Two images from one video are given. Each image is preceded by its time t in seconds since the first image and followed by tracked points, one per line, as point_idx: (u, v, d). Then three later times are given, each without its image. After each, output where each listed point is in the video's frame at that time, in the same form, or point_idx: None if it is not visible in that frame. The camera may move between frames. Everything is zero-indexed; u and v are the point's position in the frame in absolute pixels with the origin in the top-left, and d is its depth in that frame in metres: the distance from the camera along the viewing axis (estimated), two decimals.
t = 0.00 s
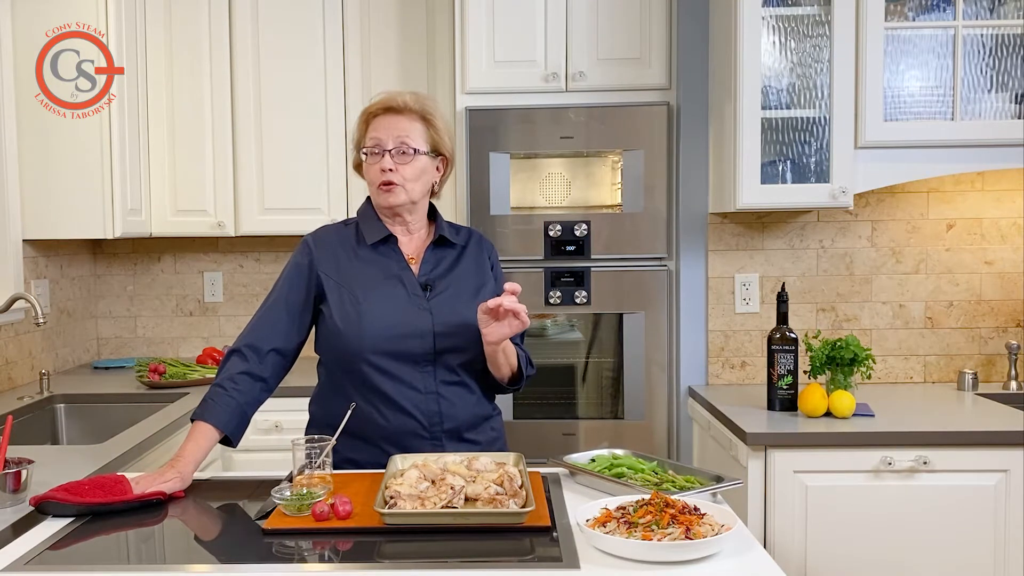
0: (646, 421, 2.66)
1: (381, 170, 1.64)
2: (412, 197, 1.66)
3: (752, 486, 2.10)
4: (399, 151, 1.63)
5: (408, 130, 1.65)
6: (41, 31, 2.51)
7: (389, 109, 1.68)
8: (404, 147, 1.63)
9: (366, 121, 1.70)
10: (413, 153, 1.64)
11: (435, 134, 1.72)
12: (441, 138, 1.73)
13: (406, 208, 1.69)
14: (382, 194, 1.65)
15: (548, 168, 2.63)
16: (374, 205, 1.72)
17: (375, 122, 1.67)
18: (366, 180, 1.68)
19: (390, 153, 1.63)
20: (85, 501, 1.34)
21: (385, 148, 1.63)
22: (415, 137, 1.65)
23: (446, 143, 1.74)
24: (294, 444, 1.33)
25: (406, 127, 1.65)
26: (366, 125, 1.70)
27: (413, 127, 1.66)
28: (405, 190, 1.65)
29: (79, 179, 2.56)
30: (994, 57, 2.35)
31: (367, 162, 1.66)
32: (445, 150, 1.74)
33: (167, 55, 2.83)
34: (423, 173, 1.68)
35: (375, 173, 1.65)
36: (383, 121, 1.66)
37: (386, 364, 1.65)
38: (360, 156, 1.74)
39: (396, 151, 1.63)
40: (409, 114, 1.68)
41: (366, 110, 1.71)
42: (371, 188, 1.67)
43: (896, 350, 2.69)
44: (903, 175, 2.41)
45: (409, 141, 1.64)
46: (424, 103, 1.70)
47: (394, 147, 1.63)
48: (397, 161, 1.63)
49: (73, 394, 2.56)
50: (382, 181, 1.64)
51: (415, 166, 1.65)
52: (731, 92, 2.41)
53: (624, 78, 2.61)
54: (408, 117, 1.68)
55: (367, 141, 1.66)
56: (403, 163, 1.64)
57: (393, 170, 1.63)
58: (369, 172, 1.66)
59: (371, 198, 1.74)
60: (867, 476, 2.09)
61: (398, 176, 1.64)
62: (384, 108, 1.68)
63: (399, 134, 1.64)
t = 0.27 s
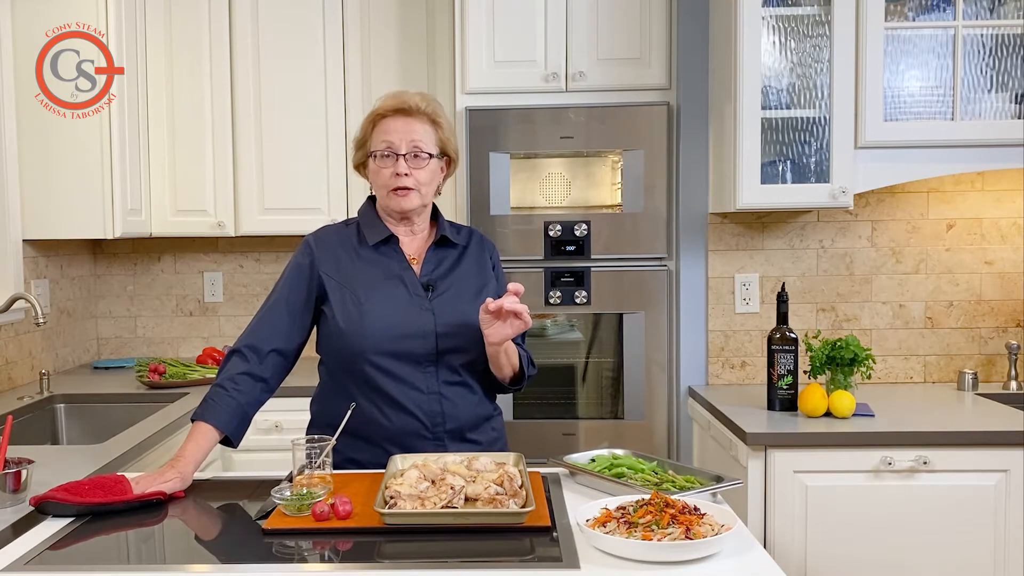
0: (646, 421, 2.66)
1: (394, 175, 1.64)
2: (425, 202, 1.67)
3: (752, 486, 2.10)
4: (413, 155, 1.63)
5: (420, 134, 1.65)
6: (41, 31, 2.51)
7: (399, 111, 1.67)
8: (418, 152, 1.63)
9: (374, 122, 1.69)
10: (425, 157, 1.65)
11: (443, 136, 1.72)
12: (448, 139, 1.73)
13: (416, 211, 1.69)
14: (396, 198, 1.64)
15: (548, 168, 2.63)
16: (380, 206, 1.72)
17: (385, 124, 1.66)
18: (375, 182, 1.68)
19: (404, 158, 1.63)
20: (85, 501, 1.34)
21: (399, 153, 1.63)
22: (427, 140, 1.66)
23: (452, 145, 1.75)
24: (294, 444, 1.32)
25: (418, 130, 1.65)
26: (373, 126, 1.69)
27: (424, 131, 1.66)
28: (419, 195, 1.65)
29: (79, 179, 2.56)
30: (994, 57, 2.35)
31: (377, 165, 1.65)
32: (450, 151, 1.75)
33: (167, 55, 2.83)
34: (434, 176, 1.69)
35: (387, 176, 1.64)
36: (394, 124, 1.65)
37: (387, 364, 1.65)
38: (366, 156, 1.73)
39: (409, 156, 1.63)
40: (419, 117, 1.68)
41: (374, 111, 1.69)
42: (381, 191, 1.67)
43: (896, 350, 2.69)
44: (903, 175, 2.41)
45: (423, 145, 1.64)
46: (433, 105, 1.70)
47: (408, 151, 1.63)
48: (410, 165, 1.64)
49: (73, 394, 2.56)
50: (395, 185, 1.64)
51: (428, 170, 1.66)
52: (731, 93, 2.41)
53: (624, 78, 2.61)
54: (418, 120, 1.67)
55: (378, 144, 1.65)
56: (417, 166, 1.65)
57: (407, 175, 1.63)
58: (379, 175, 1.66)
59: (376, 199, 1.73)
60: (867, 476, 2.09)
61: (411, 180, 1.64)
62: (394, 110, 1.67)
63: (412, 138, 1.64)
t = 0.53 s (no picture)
0: (646, 421, 2.66)
1: (393, 182, 1.63)
2: (423, 206, 1.67)
3: (752, 486, 2.10)
4: (411, 162, 1.63)
5: (419, 139, 1.64)
6: (41, 31, 2.51)
7: (397, 117, 1.64)
8: (416, 158, 1.63)
9: (372, 127, 1.66)
10: (424, 163, 1.64)
11: (442, 138, 1.70)
12: (448, 141, 1.72)
13: (416, 216, 1.70)
14: (396, 204, 1.64)
15: (548, 168, 2.63)
16: (379, 209, 1.72)
17: (384, 130, 1.64)
18: (374, 186, 1.68)
19: (403, 164, 1.63)
20: (85, 501, 1.34)
21: (397, 160, 1.62)
22: (425, 146, 1.64)
23: (452, 146, 1.73)
24: (294, 444, 1.32)
25: (416, 136, 1.64)
26: (372, 130, 1.67)
27: (422, 136, 1.65)
28: (418, 201, 1.65)
29: (79, 179, 2.56)
30: (994, 57, 2.35)
31: (376, 171, 1.65)
32: (450, 152, 1.74)
33: (167, 55, 2.83)
34: (433, 180, 1.69)
35: (386, 183, 1.64)
36: (392, 131, 1.63)
37: (387, 364, 1.65)
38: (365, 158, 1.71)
39: (408, 163, 1.63)
40: (417, 121, 1.66)
41: (371, 115, 1.66)
42: (380, 196, 1.67)
43: (896, 350, 2.69)
44: (903, 175, 2.41)
45: (422, 150, 1.63)
46: (432, 106, 1.68)
47: (407, 159, 1.62)
48: (408, 172, 1.63)
49: (73, 394, 2.56)
50: (394, 192, 1.64)
51: (427, 175, 1.66)
52: (731, 93, 2.41)
53: (624, 78, 2.61)
54: (417, 124, 1.65)
55: (376, 150, 1.64)
56: (416, 172, 1.64)
57: (406, 182, 1.63)
58: (378, 181, 1.66)
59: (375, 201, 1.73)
60: (867, 476, 2.09)
61: (410, 187, 1.64)
62: (392, 117, 1.64)
63: (411, 145, 1.62)
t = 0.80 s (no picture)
0: (646, 422, 2.66)
1: (390, 185, 1.63)
2: (420, 210, 1.68)
3: (752, 486, 2.10)
4: (408, 166, 1.63)
5: (416, 143, 1.63)
6: (41, 31, 2.51)
7: (394, 120, 1.64)
8: (413, 162, 1.62)
9: (370, 130, 1.66)
10: (421, 166, 1.64)
11: (439, 141, 1.70)
12: (445, 143, 1.71)
13: (412, 219, 1.70)
14: (392, 208, 1.65)
15: (548, 169, 2.63)
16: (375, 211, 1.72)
17: (381, 133, 1.64)
18: (371, 189, 1.68)
19: (399, 168, 1.62)
20: (85, 501, 1.34)
21: (394, 164, 1.62)
22: (423, 150, 1.64)
23: (449, 147, 1.73)
24: (294, 445, 1.32)
25: (414, 140, 1.63)
26: (369, 133, 1.66)
27: (420, 140, 1.64)
28: (414, 205, 1.66)
29: (79, 179, 2.56)
30: (994, 57, 2.35)
31: (373, 174, 1.65)
32: (447, 155, 1.74)
33: (167, 55, 2.83)
34: (430, 183, 1.68)
35: (383, 186, 1.64)
36: (389, 134, 1.62)
37: (385, 364, 1.65)
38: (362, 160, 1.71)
39: (405, 167, 1.62)
40: (415, 125, 1.65)
41: (368, 118, 1.66)
42: (377, 198, 1.67)
43: (896, 350, 2.69)
44: (903, 175, 2.41)
45: (420, 154, 1.63)
46: (429, 109, 1.68)
47: (404, 162, 1.62)
48: (405, 175, 1.63)
49: (73, 394, 2.56)
50: (390, 196, 1.64)
51: (424, 178, 1.66)
52: (731, 93, 2.41)
53: (624, 78, 2.61)
54: (414, 128, 1.65)
55: (373, 153, 1.64)
56: (413, 176, 1.64)
57: (403, 186, 1.63)
58: (375, 184, 1.65)
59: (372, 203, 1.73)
60: (867, 476, 2.09)
61: (407, 191, 1.64)
62: (389, 120, 1.64)
63: (408, 149, 1.62)
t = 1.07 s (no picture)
0: (646, 421, 2.66)
1: (387, 185, 1.63)
2: (417, 210, 1.67)
3: (752, 486, 2.10)
4: (405, 166, 1.63)
5: (413, 143, 1.63)
6: (41, 31, 2.51)
7: (391, 120, 1.64)
8: (410, 162, 1.62)
9: (367, 130, 1.66)
10: (418, 167, 1.64)
11: (436, 141, 1.70)
12: (442, 144, 1.72)
13: (410, 220, 1.69)
14: (389, 209, 1.64)
15: (548, 168, 2.63)
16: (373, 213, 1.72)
17: (378, 133, 1.64)
18: (368, 190, 1.68)
19: (396, 168, 1.62)
20: (85, 501, 1.34)
21: (391, 164, 1.62)
22: (420, 150, 1.64)
23: (446, 148, 1.73)
24: (294, 445, 1.32)
25: (411, 140, 1.63)
26: (366, 133, 1.67)
27: (417, 140, 1.64)
28: (412, 205, 1.65)
29: (79, 179, 2.56)
30: (994, 57, 2.35)
31: (370, 174, 1.65)
32: (444, 156, 1.74)
33: (167, 55, 2.83)
34: (427, 184, 1.68)
35: (380, 186, 1.64)
36: (386, 134, 1.63)
37: (382, 364, 1.65)
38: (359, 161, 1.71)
39: (402, 167, 1.62)
40: (412, 125, 1.66)
41: (366, 119, 1.66)
42: (374, 199, 1.67)
43: (896, 350, 2.69)
44: (903, 175, 2.41)
45: (417, 154, 1.63)
46: (426, 110, 1.68)
47: (401, 162, 1.62)
48: (403, 175, 1.63)
49: (73, 393, 2.56)
50: (388, 196, 1.64)
51: (421, 179, 1.65)
52: (731, 93, 2.41)
53: (624, 78, 2.61)
54: (411, 128, 1.65)
55: (370, 154, 1.64)
56: (410, 176, 1.64)
57: (400, 186, 1.63)
58: (372, 184, 1.65)
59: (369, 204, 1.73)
60: (867, 476, 2.09)
61: (404, 191, 1.64)
62: (386, 120, 1.64)
63: (405, 149, 1.62)
